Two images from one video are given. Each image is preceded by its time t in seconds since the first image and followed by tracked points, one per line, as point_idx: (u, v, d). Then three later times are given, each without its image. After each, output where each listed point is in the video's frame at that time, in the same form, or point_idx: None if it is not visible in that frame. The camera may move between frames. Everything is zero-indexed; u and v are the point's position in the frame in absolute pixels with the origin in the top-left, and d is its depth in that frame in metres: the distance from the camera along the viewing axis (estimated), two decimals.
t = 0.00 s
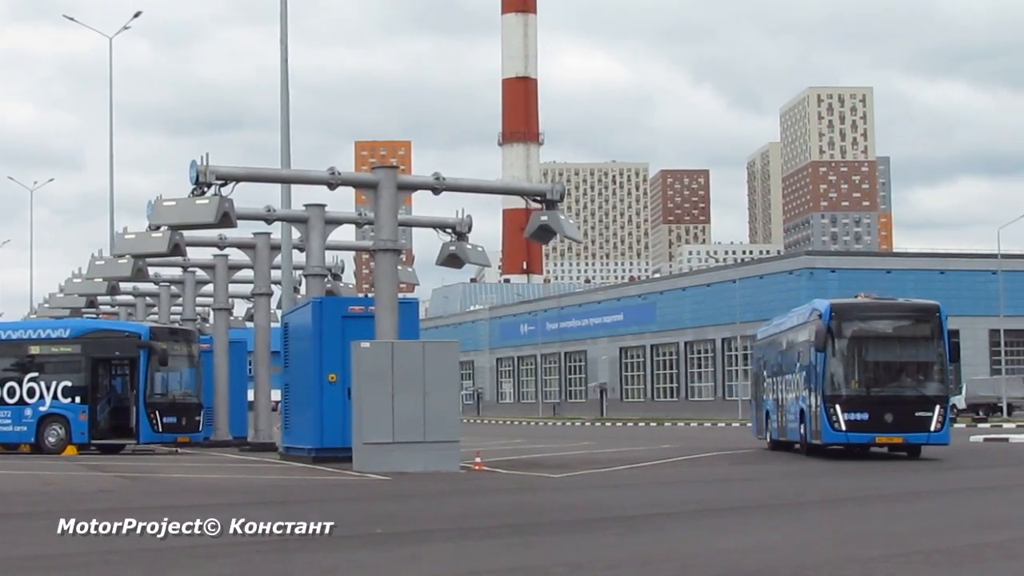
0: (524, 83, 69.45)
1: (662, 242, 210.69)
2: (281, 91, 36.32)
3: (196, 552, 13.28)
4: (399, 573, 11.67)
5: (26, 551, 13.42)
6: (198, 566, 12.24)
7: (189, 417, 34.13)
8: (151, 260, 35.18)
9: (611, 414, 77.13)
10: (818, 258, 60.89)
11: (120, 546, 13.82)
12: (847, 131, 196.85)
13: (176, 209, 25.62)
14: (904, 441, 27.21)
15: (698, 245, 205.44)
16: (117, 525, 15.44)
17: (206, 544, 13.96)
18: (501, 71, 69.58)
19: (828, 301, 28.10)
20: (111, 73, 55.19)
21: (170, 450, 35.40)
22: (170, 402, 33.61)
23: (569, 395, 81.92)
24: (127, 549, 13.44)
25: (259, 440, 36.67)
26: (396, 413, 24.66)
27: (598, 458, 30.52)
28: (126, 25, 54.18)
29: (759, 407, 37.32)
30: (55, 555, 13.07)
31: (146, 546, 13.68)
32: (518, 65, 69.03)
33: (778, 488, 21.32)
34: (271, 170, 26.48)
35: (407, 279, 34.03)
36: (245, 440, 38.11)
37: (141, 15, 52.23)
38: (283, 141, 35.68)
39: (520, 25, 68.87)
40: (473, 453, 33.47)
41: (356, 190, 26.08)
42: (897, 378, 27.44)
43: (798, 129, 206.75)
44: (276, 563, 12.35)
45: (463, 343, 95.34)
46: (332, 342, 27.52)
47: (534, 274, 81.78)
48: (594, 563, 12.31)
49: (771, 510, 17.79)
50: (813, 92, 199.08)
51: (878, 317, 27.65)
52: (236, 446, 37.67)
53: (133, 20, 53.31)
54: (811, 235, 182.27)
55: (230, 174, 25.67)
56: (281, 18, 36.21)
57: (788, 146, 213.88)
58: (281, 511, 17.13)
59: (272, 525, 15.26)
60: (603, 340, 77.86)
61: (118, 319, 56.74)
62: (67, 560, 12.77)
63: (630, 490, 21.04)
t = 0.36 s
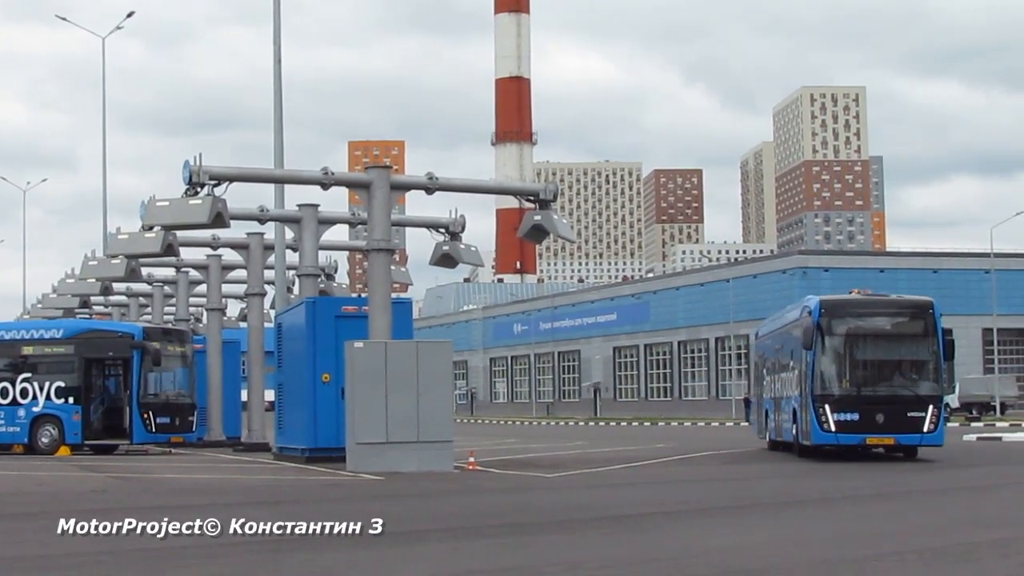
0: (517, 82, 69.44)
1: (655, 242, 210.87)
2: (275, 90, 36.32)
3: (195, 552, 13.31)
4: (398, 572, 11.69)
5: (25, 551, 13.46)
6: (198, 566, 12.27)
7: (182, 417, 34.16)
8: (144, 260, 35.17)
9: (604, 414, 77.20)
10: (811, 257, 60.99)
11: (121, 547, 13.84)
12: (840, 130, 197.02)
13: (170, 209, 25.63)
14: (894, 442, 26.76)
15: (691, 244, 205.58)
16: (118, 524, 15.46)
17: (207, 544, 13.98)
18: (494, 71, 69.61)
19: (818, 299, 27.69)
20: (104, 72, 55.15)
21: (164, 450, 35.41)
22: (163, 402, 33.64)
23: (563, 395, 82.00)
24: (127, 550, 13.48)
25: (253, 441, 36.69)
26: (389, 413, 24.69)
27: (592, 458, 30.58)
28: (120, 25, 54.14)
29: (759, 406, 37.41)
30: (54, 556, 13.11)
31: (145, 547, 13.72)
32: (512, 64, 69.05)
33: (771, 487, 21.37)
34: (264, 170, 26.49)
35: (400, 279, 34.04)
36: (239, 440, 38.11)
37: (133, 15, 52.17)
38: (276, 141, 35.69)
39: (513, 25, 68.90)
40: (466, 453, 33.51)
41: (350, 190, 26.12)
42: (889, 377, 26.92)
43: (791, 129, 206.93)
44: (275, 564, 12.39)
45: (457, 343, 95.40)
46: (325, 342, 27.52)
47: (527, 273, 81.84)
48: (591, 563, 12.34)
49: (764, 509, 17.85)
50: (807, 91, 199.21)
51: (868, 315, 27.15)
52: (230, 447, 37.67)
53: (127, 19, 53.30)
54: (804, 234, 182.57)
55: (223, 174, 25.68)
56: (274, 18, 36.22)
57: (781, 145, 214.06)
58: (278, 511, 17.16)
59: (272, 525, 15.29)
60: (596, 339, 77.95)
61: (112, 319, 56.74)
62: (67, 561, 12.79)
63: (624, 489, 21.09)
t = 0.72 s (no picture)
0: (512, 83, 69.53)
1: (649, 243, 211.01)
2: (270, 90, 36.35)
3: (194, 552, 13.33)
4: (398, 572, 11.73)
5: (25, 551, 13.48)
6: (199, 566, 12.30)
7: (177, 417, 34.17)
8: (139, 261, 35.15)
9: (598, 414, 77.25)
10: (805, 258, 61.11)
11: (121, 546, 13.87)
12: (834, 131, 197.16)
13: (164, 210, 25.63)
14: (883, 445, 25.68)
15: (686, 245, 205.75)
16: (118, 524, 15.47)
17: (207, 544, 14.00)
18: (488, 71, 69.68)
19: (804, 297, 26.75)
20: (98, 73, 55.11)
21: (158, 451, 35.43)
22: (157, 402, 33.65)
23: (557, 395, 82.02)
24: (127, 549, 13.50)
25: (247, 441, 36.70)
26: (384, 414, 24.69)
27: (587, 458, 30.59)
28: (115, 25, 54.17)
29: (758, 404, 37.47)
30: (53, 555, 13.12)
31: (145, 546, 13.74)
32: (507, 65, 69.12)
33: (765, 488, 21.40)
34: (258, 171, 26.50)
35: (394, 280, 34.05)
36: (233, 440, 38.11)
37: (127, 15, 52.14)
38: (271, 141, 35.71)
39: (508, 25, 68.96)
40: (461, 453, 33.53)
41: (344, 190, 26.11)
42: (878, 377, 25.89)
43: (786, 129, 207.09)
44: (275, 564, 12.42)
45: (451, 343, 95.40)
46: (319, 342, 27.55)
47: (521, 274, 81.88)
48: (589, 563, 12.38)
49: (759, 509, 17.90)
50: (801, 92, 199.40)
51: (856, 313, 26.21)
52: (224, 447, 37.67)
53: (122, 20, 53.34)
54: (799, 235, 182.73)
55: (218, 175, 25.69)
56: (269, 18, 36.23)
57: (775, 146, 214.21)
58: (276, 512, 17.18)
59: (272, 525, 15.30)
60: (591, 340, 78.00)
61: (105, 320, 56.70)
62: (67, 560, 12.81)
63: (618, 490, 21.11)
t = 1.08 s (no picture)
0: (507, 83, 69.50)
1: (645, 243, 211.08)
2: (265, 91, 36.37)
3: (196, 552, 13.36)
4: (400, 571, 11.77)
5: (25, 550, 13.52)
6: (200, 566, 12.33)
7: (173, 418, 34.21)
8: (135, 261, 35.16)
9: (594, 415, 77.29)
10: (801, 258, 61.18)
11: (122, 547, 13.89)
12: (830, 131, 197.20)
13: (160, 210, 25.64)
14: (871, 448, 24.98)
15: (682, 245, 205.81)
16: (118, 524, 15.50)
17: (208, 544, 14.02)
18: (484, 71, 69.63)
19: (788, 296, 26.17)
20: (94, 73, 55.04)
21: (154, 450, 35.46)
22: (153, 402, 33.69)
23: (553, 395, 82.03)
24: (128, 550, 13.55)
25: (243, 441, 36.73)
26: (380, 414, 24.73)
27: (583, 459, 30.67)
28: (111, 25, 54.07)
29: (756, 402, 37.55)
30: (54, 556, 13.15)
31: (146, 547, 13.76)
32: (503, 66, 69.07)
33: (759, 488, 21.42)
34: (254, 171, 26.52)
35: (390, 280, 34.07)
36: (229, 441, 38.09)
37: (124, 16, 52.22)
38: (266, 141, 35.73)
39: (504, 25, 68.93)
40: (457, 453, 33.58)
41: (340, 190, 26.15)
42: (866, 378, 25.21)
43: (781, 129, 207.14)
44: (275, 564, 12.46)
45: (447, 343, 95.39)
46: (315, 343, 27.55)
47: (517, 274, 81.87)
48: (588, 564, 12.41)
49: (754, 510, 17.96)
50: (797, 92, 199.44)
51: (842, 311, 25.59)
52: (220, 446, 37.68)
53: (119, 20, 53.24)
54: (794, 235, 182.91)
55: (214, 175, 25.71)
56: (265, 18, 36.24)
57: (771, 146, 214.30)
58: (274, 512, 17.22)
59: (273, 525, 15.34)
60: (587, 341, 78.03)
61: (100, 319, 56.64)
62: (67, 559, 12.85)
63: (614, 490, 21.15)
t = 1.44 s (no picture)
0: (505, 83, 69.50)
1: (642, 244, 211.20)
2: (262, 91, 36.35)
3: (196, 552, 13.38)
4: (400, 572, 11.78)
5: (25, 550, 13.54)
6: (201, 566, 12.36)
7: (169, 418, 34.27)
8: (131, 261, 35.17)
9: (591, 415, 77.36)
10: (798, 259, 61.24)
11: (123, 546, 13.91)
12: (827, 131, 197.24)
13: (158, 210, 25.65)
14: (856, 452, 23.83)
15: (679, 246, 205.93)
16: (117, 524, 15.51)
17: (208, 544, 14.04)
18: (481, 72, 69.63)
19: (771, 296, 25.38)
20: (91, 73, 55.15)
21: (151, 451, 35.48)
22: (150, 402, 33.73)
23: (550, 396, 82.06)
24: (128, 549, 13.56)
25: (240, 441, 36.75)
26: (377, 414, 24.73)
27: (580, 459, 30.71)
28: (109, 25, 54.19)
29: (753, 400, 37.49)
30: (54, 556, 13.17)
31: (144, 547, 13.77)
32: (500, 66, 69.01)
33: (756, 489, 21.45)
34: (251, 171, 26.52)
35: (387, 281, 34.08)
36: (226, 441, 38.08)
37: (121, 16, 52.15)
38: (263, 141, 35.72)
39: (501, 25, 68.95)
40: (454, 454, 33.60)
41: (336, 190, 26.15)
42: (851, 379, 24.17)
43: (778, 130, 207.27)
44: (276, 564, 12.48)
45: (444, 344, 95.42)
46: (313, 343, 27.56)
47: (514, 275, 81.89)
48: (588, 564, 12.43)
49: (751, 510, 17.97)
50: (794, 93, 199.47)
51: (826, 309, 24.74)
52: (217, 447, 37.69)
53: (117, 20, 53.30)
54: (791, 237, 183.20)
55: (211, 175, 25.72)
56: (262, 19, 36.25)
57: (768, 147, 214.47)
58: (273, 512, 17.24)
59: (273, 525, 15.36)
60: (583, 341, 78.10)
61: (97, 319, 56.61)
62: (68, 560, 12.87)
63: (611, 491, 21.17)
